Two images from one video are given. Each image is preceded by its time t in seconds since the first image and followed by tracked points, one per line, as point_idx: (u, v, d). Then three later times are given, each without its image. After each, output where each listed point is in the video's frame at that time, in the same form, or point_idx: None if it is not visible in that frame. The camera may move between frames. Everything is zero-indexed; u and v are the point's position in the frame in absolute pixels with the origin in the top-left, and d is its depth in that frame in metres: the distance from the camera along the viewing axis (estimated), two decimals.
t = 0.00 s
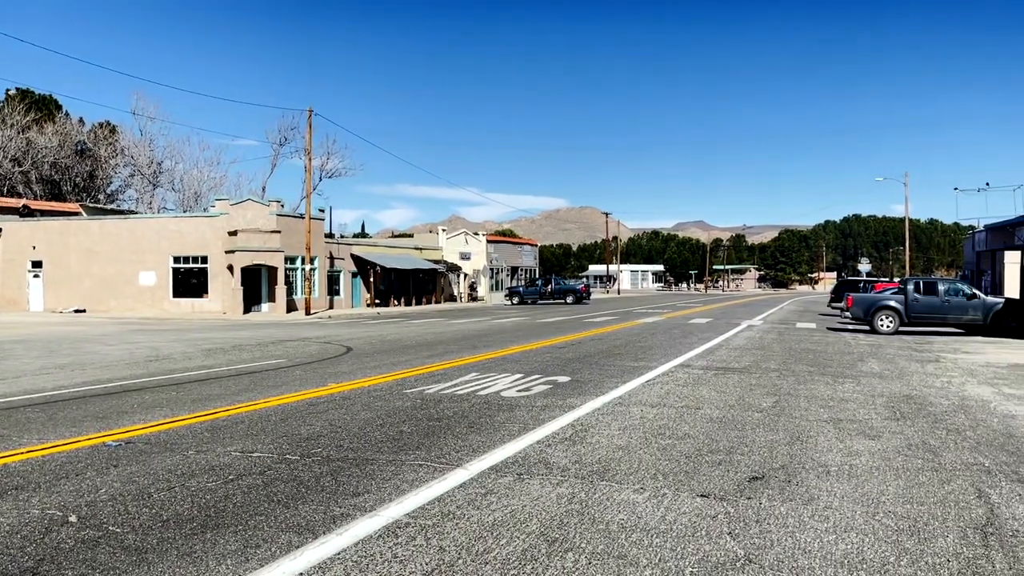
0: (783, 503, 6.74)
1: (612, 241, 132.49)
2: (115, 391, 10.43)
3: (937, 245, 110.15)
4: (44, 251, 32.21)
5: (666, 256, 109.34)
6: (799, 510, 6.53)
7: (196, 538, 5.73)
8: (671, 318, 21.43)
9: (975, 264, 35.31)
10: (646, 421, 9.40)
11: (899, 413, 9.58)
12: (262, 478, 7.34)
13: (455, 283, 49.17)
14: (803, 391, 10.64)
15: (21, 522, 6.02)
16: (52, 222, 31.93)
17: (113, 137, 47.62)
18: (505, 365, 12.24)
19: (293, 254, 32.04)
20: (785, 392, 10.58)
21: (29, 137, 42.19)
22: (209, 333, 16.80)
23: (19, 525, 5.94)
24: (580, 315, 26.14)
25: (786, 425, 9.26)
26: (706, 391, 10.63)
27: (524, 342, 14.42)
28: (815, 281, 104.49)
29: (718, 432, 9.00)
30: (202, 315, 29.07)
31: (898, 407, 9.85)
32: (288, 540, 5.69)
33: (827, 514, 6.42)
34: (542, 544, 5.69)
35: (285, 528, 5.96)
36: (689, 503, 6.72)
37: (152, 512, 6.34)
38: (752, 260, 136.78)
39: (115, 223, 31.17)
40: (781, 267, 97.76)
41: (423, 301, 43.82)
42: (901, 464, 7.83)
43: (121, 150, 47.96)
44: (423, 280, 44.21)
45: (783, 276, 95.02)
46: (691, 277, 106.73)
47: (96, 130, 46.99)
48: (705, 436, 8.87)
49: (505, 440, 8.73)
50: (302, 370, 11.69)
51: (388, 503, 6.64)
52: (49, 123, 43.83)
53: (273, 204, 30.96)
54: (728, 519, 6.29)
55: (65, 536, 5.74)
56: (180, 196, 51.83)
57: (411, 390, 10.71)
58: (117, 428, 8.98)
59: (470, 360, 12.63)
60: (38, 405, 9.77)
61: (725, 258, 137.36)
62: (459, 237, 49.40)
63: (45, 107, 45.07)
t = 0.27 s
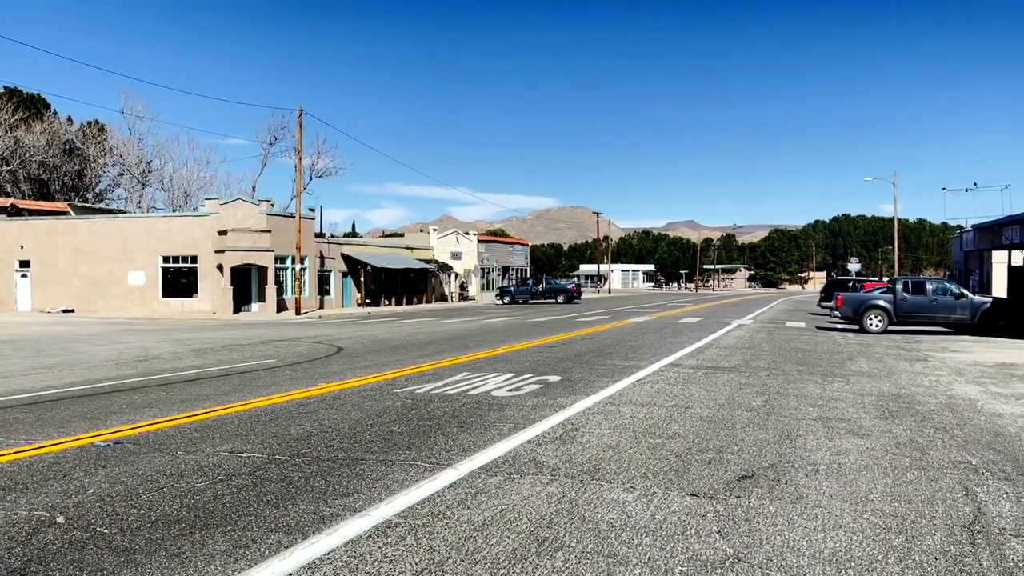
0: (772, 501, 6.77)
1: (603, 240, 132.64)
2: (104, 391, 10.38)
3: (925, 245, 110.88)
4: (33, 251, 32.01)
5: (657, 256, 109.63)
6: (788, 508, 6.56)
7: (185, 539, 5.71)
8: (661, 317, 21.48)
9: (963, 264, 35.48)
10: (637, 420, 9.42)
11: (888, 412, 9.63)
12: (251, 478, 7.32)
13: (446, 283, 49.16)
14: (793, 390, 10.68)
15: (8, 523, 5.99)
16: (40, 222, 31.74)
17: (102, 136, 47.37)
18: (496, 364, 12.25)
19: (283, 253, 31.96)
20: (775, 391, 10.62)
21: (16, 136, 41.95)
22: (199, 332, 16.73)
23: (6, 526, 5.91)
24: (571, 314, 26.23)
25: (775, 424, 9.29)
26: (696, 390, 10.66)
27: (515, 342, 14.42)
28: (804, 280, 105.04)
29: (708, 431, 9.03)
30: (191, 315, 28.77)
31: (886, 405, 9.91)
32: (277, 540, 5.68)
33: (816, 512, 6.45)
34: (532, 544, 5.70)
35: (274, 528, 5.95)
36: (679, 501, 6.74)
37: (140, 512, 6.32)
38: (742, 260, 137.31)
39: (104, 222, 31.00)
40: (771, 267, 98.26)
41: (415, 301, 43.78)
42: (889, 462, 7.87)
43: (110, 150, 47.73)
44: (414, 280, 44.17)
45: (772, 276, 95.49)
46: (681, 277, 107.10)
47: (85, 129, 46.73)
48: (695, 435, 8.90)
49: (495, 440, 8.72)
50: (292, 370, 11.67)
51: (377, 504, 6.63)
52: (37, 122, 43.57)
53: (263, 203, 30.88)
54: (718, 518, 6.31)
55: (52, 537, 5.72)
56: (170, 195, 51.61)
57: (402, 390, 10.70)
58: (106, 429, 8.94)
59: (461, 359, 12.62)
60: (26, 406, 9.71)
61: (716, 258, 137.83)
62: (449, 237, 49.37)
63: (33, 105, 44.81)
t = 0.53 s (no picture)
0: (762, 500, 6.79)
1: (594, 239, 132.71)
2: (93, 391, 10.33)
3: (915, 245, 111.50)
4: (21, 250, 31.81)
5: (648, 256, 109.84)
6: (778, 507, 6.58)
7: (174, 540, 5.69)
8: (653, 317, 21.54)
9: (952, 263, 35.65)
10: (627, 420, 9.44)
11: (877, 410, 9.67)
12: (241, 478, 7.30)
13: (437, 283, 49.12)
14: (783, 389, 10.71)
15: None
16: (28, 221, 31.54)
17: (91, 135, 47.11)
18: (487, 363, 12.25)
19: (274, 253, 31.87)
20: (765, 391, 10.64)
21: (4, 135, 41.69)
22: (188, 332, 16.65)
23: None
24: (561, 314, 26.31)
25: (765, 423, 9.32)
26: (686, 389, 10.67)
27: (507, 341, 14.42)
28: (795, 280, 105.48)
29: (699, 430, 9.04)
30: (181, 315, 28.85)
31: (875, 404, 9.95)
32: (266, 541, 5.66)
33: (806, 511, 6.47)
34: (523, 543, 5.70)
35: (264, 528, 5.93)
36: (669, 501, 6.75)
37: (129, 513, 6.28)
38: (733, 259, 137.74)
39: (93, 222, 30.83)
40: (762, 266, 98.67)
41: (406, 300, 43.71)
42: (879, 461, 7.90)
43: (99, 148, 47.48)
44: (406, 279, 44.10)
45: (763, 276, 95.81)
46: (672, 276, 107.39)
47: (74, 127, 46.46)
48: (685, 434, 8.91)
49: (486, 439, 8.72)
50: (282, 370, 11.64)
51: (368, 503, 6.62)
52: (26, 121, 43.29)
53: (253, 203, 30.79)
54: (707, 517, 6.32)
55: (40, 538, 5.68)
56: (160, 194, 51.37)
57: (392, 389, 10.68)
58: (94, 429, 8.88)
59: (452, 359, 12.61)
60: (13, 406, 9.65)
61: (708, 257, 138.19)
62: (441, 236, 49.35)
63: (21, 104, 44.52)
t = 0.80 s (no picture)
0: (754, 499, 6.80)
1: (586, 239, 132.79)
2: (82, 391, 10.28)
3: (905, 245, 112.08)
4: (11, 250, 31.62)
5: (640, 255, 110.01)
6: (769, 506, 6.60)
7: (165, 540, 5.67)
8: (644, 317, 21.54)
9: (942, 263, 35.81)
10: (619, 419, 9.45)
11: (867, 410, 9.71)
12: (232, 479, 7.27)
13: (429, 283, 49.08)
14: (774, 388, 10.74)
15: None
16: (18, 221, 31.36)
17: (81, 134, 46.86)
18: (478, 363, 12.25)
19: (266, 253, 31.78)
20: (757, 390, 10.67)
21: None
22: (179, 332, 16.58)
23: None
24: (553, 314, 26.41)
25: (757, 423, 9.34)
26: (677, 389, 10.69)
27: (499, 341, 14.42)
28: (786, 280, 105.83)
29: (690, 430, 9.06)
30: (172, 315, 28.76)
31: (866, 404, 9.99)
32: (258, 541, 5.65)
33: (796, 510, 6.49)
34: (515, 543, 5.69)
35: (255, 529, 5.91)
36: (661, 500, 6.76)
37: (119, 514, 6.26)
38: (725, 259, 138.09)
39: (83, 221, 30.67)
40: (753, 266, 98.98)
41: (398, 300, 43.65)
42: (869, 460, 7.93)
43: (89, 147, 47.22)
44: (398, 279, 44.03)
45: (754, 276, 96.15)
46: (664, 276, 107.58)
47: (63, 126, 46.19)
48: (677, 434, 8.93)
49: (478, 439, 8.71)
50: (273, 370, 11.60)
51: (359, 504, 6.61)
52: (15, 119, 43.01)
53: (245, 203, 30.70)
54: (699, 516, 6.34)
55: (29, 539, 5.65)
56: (151, 193, 51.14)
57: (384, 389, 10.66)
58: (84, 430, 8.84)
59: (444, 359, 12.60)
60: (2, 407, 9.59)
61: (700, 257, 138.44)
62: (433, 236, 49.31)
63: (11, 103, 44.25)
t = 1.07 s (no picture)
0: (745, 499, 6.82)
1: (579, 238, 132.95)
2: (73, 392, 10.22)
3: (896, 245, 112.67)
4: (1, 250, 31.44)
5: (632, 256, 110.15)
6: (760, 506, 6.61)
7: (155, 541, 5.64)
8: (637, 317, 21.55)
9: (933, 262, 35.97)
10: (611, 419, 9.45)
11: (859, 409, 9.74)
12: (223, 479, 7.24)
13: (421, 283, 49.03)
14: (766, 388, 10.77)
15: None
16: (8, 221, 31.18)
17: (72, 133, 46.62)
18: (471, 363, 12.24)
19: (257, 253, 31.69)
20: (749, 390, 10.70)
21: None
22: (170, 332, 16.52)
23: None
24: (546, 314, 26.52)
25: (749, 422, 9.37)
26: (670, 389, 10.71)
27: (492, 341, 14.42)
28: (778, 280, 106.15)
29: (682, 429, 9.07)
30: (163, 316, 28.70)
31: (857, 403, 10.02)
32: (249, 542, 5.63)
33: (788, 509, 6.51)
34: (507, 543, 5.69)
35: (246, 530, 5.89)
36: (653, 500, 6.76)
37: (110, 514, 6.23)
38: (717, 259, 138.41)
39: (74, 221, 30.52)
40: (745, 266, 99.25)
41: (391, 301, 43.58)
42: (860, 459, 7.96)
43: (80, 147, 46.99)
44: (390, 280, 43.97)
45: (746, 276, 96.48)
46: (657, 276, 107.76)
47: (54, 126, 45.95)
48: (669, 433, 8.94)
49: (471, 439, 8.71)
50: (265, 370, 11.56)
51: (351, 504, 6.59)
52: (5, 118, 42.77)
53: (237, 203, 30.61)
54: (691, 516, 6.35)
55: (19, 540, 5.61)
56: (142, 193, 50.91)
57: (377, 389, 10.64)
58: (75, 430, 8.78)
59: (437, 359, 12.59)
60: None
61: (692, 257, 138.66)
62: (425, 237, 49.26)
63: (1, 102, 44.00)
